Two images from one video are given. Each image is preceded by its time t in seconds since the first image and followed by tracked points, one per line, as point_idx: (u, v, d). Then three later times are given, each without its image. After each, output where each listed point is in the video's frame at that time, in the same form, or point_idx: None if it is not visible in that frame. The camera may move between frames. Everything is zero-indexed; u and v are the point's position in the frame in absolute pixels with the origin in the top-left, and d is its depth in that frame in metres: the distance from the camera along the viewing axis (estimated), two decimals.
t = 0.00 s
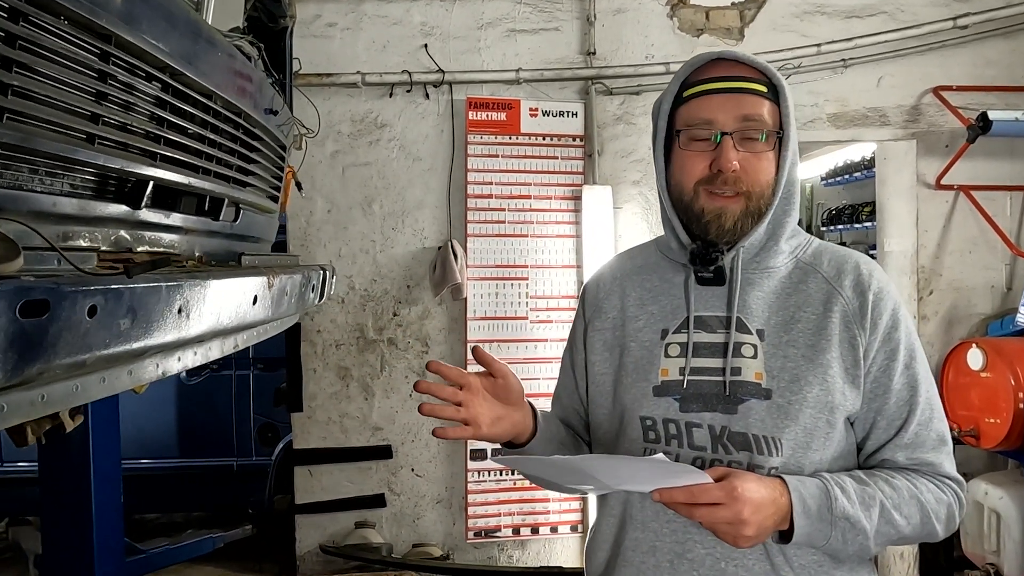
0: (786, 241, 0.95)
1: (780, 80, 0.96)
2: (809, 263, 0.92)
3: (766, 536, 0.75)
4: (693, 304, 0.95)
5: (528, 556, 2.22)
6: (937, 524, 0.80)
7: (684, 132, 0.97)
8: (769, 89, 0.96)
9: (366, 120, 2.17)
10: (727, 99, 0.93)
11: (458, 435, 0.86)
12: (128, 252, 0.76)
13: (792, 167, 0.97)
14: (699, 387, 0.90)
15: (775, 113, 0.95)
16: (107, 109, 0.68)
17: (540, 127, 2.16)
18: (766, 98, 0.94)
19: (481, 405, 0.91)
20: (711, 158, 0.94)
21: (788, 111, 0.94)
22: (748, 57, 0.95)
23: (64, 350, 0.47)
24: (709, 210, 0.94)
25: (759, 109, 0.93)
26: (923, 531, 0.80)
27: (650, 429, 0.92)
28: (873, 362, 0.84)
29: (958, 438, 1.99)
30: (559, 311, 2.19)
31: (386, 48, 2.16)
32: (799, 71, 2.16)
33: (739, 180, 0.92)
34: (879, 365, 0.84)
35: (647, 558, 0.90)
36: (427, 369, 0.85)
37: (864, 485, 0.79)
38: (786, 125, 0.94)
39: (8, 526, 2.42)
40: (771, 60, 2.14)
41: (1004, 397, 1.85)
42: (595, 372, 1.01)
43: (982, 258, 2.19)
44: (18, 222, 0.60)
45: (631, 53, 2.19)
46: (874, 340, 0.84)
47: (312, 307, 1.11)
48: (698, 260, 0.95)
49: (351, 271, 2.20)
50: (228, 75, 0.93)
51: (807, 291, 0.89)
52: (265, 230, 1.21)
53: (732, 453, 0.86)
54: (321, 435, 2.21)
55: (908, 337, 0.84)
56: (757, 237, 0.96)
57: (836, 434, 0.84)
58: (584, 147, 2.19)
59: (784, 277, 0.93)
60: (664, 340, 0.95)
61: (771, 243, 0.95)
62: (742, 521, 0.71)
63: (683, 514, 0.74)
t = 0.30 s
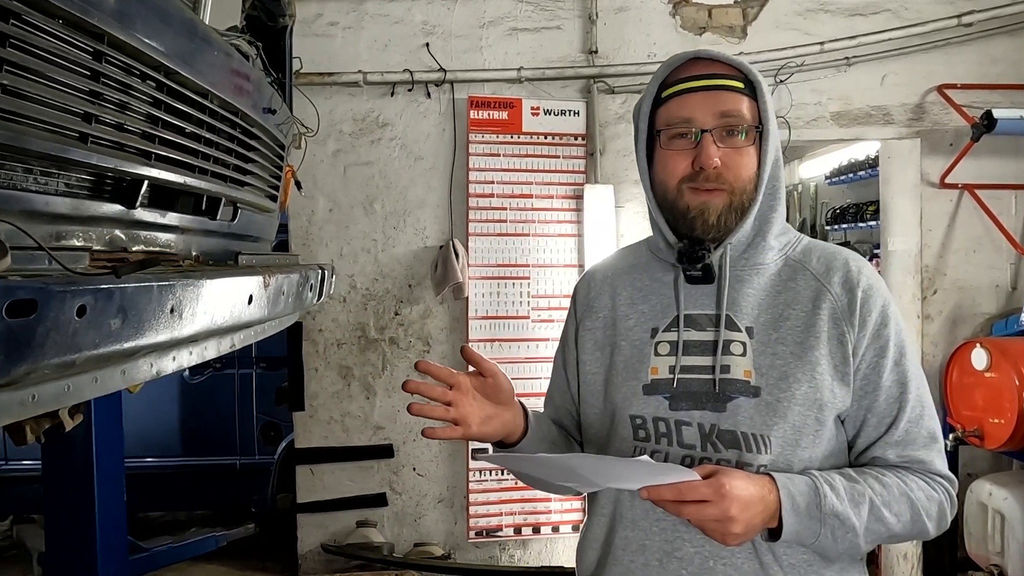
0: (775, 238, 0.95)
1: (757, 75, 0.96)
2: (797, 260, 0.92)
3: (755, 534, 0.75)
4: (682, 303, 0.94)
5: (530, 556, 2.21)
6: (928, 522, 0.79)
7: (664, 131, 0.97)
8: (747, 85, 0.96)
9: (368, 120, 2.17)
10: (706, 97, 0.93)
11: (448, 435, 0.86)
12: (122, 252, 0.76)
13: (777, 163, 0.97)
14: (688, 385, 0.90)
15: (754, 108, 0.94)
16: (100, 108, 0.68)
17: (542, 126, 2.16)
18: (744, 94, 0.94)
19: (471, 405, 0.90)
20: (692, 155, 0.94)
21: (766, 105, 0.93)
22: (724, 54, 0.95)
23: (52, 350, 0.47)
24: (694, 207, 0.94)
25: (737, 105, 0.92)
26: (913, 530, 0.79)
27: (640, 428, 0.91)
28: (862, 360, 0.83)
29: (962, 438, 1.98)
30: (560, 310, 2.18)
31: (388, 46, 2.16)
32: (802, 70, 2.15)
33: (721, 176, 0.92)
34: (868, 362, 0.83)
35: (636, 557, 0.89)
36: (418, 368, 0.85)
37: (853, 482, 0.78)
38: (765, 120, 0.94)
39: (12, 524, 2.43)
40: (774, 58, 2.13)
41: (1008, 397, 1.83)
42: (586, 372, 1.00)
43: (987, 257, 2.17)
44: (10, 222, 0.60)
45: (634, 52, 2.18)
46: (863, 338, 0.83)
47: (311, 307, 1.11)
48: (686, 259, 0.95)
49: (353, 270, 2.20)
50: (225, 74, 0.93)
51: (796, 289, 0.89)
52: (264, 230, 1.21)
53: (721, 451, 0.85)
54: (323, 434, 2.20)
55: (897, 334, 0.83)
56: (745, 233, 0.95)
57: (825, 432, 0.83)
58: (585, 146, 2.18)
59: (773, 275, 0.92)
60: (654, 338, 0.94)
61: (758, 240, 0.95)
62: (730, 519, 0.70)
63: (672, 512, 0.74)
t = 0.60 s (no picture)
0: (755, 235, 0.94)
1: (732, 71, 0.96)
2: (777, 257, 0.91)
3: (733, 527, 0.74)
4: (664, 301, 0.94)
5: (531, 555, 2.21)
6: (909, 517, 0.77)
7: (643, 129, 0.97)
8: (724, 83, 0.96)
9: (369, 119, 2.17)
10: (683, 95, 0.93)
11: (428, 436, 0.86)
12: (120, 250, 0.76)
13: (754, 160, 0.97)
14: (670, 381, 0.89)
15: (731, 106, 0.94)
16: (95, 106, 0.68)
17: (544, 125, 2.15)
18: (721, 92, 0.93)
19: (448, 405, 0.90)
20: (670, 152, 0.93)
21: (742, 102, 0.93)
22: (698, 52, 0.95)
23: (44, 350, 0.47)
24: (673, 205, 0.94)
25: (714, 102, 0.92)
26: (895, 525, 0.78)
27: (623, 424, 0.91)
28: (841, 354, 0.82)
29: (965, 438, 1.97)
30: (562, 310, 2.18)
31: (389, 45, 2.16)
32: (804, 68, 2.14)
33: (698, 173, 0.92)
34: (847, 357, 0.81)
35: (619, 553, 0.89)
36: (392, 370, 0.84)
37: (832, 475, 0.78)
38: (741, 118, 0.94)
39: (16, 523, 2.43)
40: (777, 57, 2.12)
41: (1012, 396, 1.82)
42: (570, 371, 1.00)
43: (992, 256, 2.16)
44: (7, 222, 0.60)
45: (636, 51, 2.17)
46: (841, 333, 0.82)
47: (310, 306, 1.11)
48: (666, 255, 0.95)
49: (355, 270, 2.19)
50: (224, 73, 0.93)
51: (775, 285, 0.88)
52: (265, 229, 1.21)
53: (701, 446, 0.85)
54: (324, 433, 2.19)
55: (878, 330, 0.82)
56: (725, 230, 0.95)
57: (805, 426, 0.82)
58: (587, 145, 2.18)
59: (753, 271, 0.92)
60: (636, 336, 0.94)
61: (738, 237, 0.94)
62: (706, 510, 0.70)
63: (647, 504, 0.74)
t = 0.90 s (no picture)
0: (733, 233, 0.92)
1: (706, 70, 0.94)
2: (757, 254, 0.88)
3: (712, 521, 0.71)
4: (644, 298, 0.92)
5: (534, 554, 2.21)
6: (887, 511, 0.74)
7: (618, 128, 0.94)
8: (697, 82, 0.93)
9: (373, 118, 2.17)
10: (655, 92, 0.91)
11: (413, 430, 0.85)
12: (122, 249, 0.77)
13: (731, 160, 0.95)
14: (651, 377, 0.86)
15: (704, 104, 0.92)
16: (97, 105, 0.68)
17: (548, 124, 2.15)
18: (694, 90, 0.91)
19: (438, 403, 0.89)
20: (643, 150, 0.91)
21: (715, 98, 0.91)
22: (670, 52, 0.93)
23: (44, 349, 0.47)
24: (647, 202, 0.91)
25: (686, 99, 0.90)
26: (873, 520, 0.75)
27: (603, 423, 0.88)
28: (818, 351, 0.80)
29: (970, 439, 1.96)
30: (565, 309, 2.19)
31: (393, 45, 2.16)
32: (808, 67, 2.13)
33: (672, 169, 0.89)
34: (825, 353, 0.79)
35: (601, 550, 0.86)
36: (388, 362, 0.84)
37: (811, 470, 0.75)
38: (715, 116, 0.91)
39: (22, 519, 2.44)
40: (782, 56, 2.11)
41: (1016, 397, 1.83)
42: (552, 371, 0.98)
43: (997, 256, 2.15)
44: (9, 221, 0.60)
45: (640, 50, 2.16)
46: (819, 329, 0.80)
47: (312, 305, 1.11)
48: (646, 252, 0.91)
49: (358, 268, 2.20)
50: (226, 72, 0.93)
51: (753, 283, 0.86)
52: (267, 227, 1.21)
53: (681, 442, 0.82)
54: (328, 432, 2.20)
55: (855, 326, 0.80)
56: (703, 228, 0.93)
57: (784, 421, 0.80)
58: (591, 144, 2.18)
59: (732, 268, 0.89)
60: (617, 334, 0.92)
61: (717, 235, 0.92)
62: (684, 504, 0.67)
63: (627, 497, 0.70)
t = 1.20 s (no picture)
0: (710, 234, 0.90)
1: (664, 68, 0.92)
2: (736, 257, 0.87)
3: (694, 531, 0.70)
4: (619, 300, 0.91)
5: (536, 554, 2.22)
6: (869, 516, 0.74)
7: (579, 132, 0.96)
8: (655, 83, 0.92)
9: (376, 117, 2.17)
10: (607, 95, 0.91)
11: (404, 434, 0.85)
12: (127, 248, 0.77)
13: (700, 160, 0.93)
14: (626, 377, 0.86)
15: (658, 104, 0.90)
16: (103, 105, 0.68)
17: (551, 124, 2.16)
18: (647, 91, 0.90)
19: (430, 408, 0.89)
20: (595, 152, 0.92)
21: (666, 97, 0.89)
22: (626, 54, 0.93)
23: (50, 348, 0.47)
24: (601, 203, 0.91)
25: (636, 101, 0.90)
26: (854, 525, 0.74)
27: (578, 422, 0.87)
28: (800, 356, 0.78)
29: (974, 440, 1.96)
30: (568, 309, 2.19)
31: (396, 44, 2.16)
32: (812, 67, 2.12)
33: (620, 170, 0.89)
34: (806, 358, 0.78)
35: (581, 549, 0.86)
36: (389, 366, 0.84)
37: (793, 477, 0.74)
38: (668, 115, 0.89)
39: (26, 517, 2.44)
40: (786, 55, 2.11)
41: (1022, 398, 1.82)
42: (533, 372, 0.98)
43: (1001, 257, 2.14)
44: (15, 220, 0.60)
45: (644, 50, 2.16)
46: (800, 334, 0.79)
47: (316, 304, 1.11)
48: (616, 256, 0.92)
49: (362, 268, 2.20)
50: (230, 72, 0.93)
51: (732, 285, 0.84)
52: (270, 226, 1.21)
53: (658, 442, 0.82)
54: (331, 431, 2.20)
55: (836, 331, 0.79)
56: (675, 227, 0.92)
57: (761, 423, 0.79)
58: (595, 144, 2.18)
59: (708, 269, 0.88)
60: (595, 334, 0.91)
61: (691, 235, 0.91)
62: (667, 514, 0.65)
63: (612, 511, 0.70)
